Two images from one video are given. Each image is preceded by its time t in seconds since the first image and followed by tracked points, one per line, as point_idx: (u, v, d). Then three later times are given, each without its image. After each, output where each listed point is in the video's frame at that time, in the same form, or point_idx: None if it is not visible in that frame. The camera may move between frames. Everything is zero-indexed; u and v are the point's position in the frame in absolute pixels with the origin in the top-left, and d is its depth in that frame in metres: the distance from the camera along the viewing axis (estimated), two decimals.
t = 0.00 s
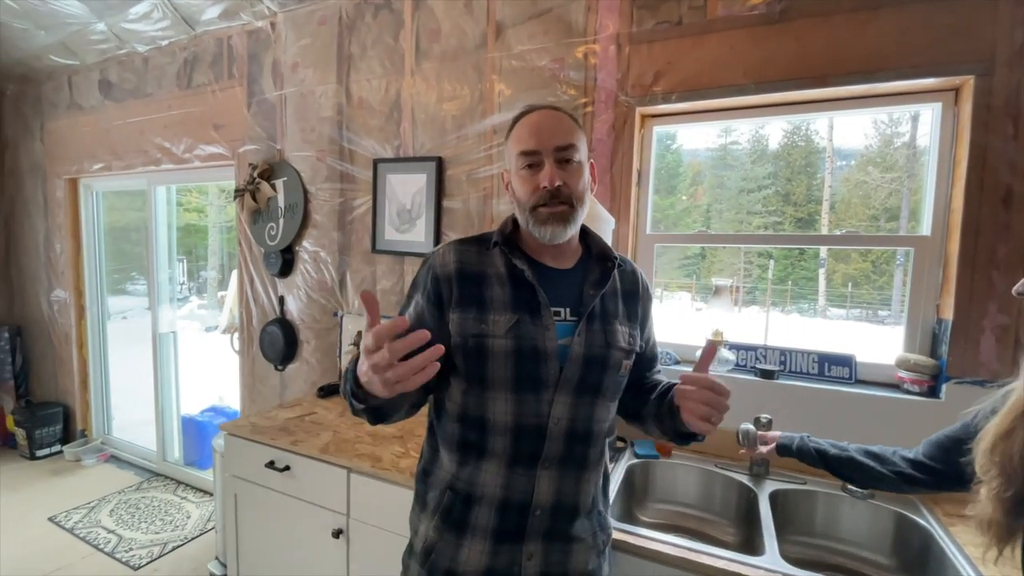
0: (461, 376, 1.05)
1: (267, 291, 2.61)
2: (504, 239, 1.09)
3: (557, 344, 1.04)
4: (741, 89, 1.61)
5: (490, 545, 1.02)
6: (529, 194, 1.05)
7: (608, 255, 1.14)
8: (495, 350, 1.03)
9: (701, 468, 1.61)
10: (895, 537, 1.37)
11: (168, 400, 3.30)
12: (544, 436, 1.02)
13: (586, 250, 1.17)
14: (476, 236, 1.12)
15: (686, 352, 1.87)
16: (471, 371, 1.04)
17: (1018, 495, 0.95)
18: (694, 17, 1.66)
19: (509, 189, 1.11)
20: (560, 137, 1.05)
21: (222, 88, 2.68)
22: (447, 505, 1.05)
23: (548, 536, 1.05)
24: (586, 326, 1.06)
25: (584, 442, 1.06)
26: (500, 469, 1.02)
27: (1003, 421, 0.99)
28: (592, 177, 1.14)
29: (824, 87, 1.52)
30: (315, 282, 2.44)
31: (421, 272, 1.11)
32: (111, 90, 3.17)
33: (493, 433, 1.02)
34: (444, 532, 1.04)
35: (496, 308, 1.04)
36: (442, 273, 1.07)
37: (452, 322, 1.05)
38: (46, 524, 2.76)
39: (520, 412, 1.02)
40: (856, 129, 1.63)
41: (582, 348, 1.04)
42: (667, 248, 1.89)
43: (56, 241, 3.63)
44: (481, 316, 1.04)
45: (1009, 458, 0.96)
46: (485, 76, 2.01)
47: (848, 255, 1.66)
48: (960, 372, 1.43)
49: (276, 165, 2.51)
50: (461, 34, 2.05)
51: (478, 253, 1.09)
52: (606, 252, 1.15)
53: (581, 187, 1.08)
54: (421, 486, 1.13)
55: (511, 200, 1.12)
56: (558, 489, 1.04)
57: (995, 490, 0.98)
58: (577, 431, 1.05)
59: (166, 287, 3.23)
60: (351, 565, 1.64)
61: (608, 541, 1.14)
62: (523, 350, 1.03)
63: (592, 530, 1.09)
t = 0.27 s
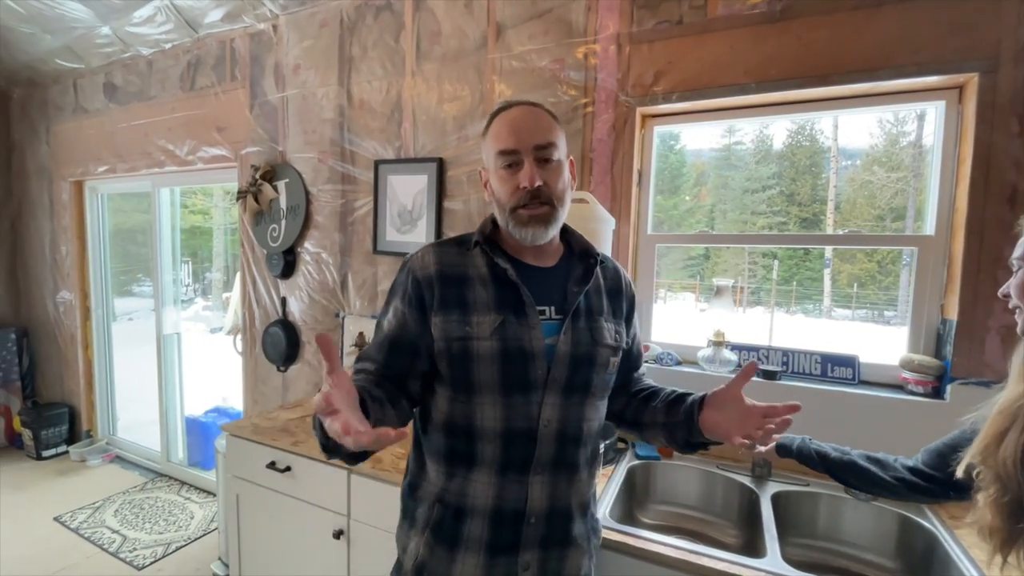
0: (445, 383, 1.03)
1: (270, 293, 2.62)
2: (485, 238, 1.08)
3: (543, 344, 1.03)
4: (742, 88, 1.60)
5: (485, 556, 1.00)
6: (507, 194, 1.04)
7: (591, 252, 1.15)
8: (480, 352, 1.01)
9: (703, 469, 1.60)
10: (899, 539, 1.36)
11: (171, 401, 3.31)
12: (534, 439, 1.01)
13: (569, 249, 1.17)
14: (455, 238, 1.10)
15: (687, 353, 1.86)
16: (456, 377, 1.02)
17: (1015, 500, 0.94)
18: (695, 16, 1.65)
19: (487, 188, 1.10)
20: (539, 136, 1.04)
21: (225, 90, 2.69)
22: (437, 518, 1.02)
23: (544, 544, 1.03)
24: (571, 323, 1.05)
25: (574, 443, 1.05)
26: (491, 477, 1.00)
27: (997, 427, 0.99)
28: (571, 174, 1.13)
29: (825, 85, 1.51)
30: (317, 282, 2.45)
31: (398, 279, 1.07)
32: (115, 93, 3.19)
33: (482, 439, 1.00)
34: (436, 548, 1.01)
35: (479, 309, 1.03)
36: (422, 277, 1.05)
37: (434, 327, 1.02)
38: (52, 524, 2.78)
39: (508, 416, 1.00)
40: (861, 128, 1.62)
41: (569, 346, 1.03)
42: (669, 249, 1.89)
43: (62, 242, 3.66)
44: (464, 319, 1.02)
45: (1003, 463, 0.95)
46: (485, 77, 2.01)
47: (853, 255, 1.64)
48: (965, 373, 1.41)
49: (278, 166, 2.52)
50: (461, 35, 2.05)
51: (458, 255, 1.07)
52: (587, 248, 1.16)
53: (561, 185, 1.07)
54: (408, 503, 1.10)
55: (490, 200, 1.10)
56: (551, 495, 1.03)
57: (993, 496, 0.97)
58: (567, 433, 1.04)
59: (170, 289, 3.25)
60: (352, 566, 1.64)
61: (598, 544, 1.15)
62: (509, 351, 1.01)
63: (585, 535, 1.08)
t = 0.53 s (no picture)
0: (418, 389, 1.02)
1: (271, 294, 2.62)
2: (455, 239, 1.09)
3: (518, 346, 1.02)
4: (743, 89, 1.60)
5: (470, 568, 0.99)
6: (478, 191, 1.04)
7: (566, 252, 1.15)
8: (452, 356, 1.00)
9: (704, 470, 1.60)
10: (901, 540, 1.35)
11: (173, 403, 3.32)
12: (511, 445, 1.00)
13: (544, 249, 1.17)
14: (425, 240, 1.11)
15: (688, 354, 1.86)
16: (428, 382, 1.01)
17: (999, 497, 1.05)
18: (694, 16, 1.65)
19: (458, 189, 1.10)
20: (505, 129, 1.05)
21: (227, 92, 2.70)
22: (415, 535, 1.01)
23: (528, 558, 1.02)
24: (547, 324, 1.05)
25: (554, 450, 1.04)
26: (468, 487, 0.99)
27: (982, 425, 1.08)
28: (541, 170, 1.14)
29: (825, 85, 1.51)
30: (319, 284, 2.45)
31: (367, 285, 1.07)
32: (118, 96, 3.21)
33: (458, 449, 0.99)
34: (413, 568, 1.00)
35: (450, 313, 1.02)
36: (391, 281, 1.04)
37: (404, 331, 1.02)
38: (55, 525, 2.79)
39: (484, 422, 0.99)
40: (862, 128, 1.62)
41: (544, 348, 1.03)
42: (668, 250, 1.89)
43: (65, 245, 3.67)
44: (434, 323, 1.02)
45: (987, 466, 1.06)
46: (485, 79, 2.01)
47: (856, 255, 1.64)
48: (967, 373, 1.41)
49: (279, 168, 2.53)
50: (461, 37, 2.06)
51: (427, 258, 1.07)
52: (562, 249, 1.16)
53: (531, 180, 1.07)
54: (385, 518, 1.08)
55: (462, 202, 1.10)
56: (532, 505, 1.02)
57: (976, 491, 1.09)
58: (547, 439, 1.03)
59: (172, 291, 3.26)
60: (352, 567, 1.64)
61: (585, 554, 1.14)
62: (482, 353, 1.01)
63: (571, 546, 1.08)
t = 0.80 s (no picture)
0: (383, 396, 1.02)
1: (271, 295, 2.63)
2: (420, 240, 1.08)
3: (484, 351, 1.02)
4: (741, 89, 1.60)
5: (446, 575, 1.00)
6: (449, 190, 1.04)
7: (539, 252, 1.14)
8: (415, 362, 1.00)
9: (703, 471, 1.60)
10: (901, 540, 1.35)
11: (174, 405, 3.32)
12: (477, 454, 1.00)
13: (518, 249, 1.16)
14: (392, 242, 1.10)
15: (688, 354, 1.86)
16: (392, 388, 1.01)
17: (975, 491, 1.10)
18: (693, 17, 1.66)
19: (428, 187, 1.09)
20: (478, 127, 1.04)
21: (227, 94, 2.70)
22: (381, 548, 1.01)
23: (498, 568, 1.02)
24: (515, 328, 1.05)
25: (524, 457, 1.04)
26: (433, 497, 0.99)
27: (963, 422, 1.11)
28: (514, 171, 1.14)
29: (823, 85, 1.51)
30: (318, 285, 2.45)
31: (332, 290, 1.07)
32: (118, 98, 3.21)
33: (423, 459, 0.99)
34: None
35: (414, 317, 1.02)
36: (355, 285, 1.04)
37: (367, 336, 1.02)
38: (55, 527, 2.79)
39: (448, 430, 0.99)
40: (862, 128, 1.62)
41: (511, 352, 1.03)
42: (671, 249, 1.89)
43: (65, 246, 3.68)
44: (397, 328, 1.01)
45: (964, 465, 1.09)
46: (485, 79, 2.02)
47: (857, 255, 1.64)
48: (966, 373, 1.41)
49: (279, 170, 2.53)
50: (461, 38, 2.06)
51: (392, 261, 1.07)
52: (536, 249, 1.14)
53: (503, 182, 1.07)
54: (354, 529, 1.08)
55: (432, 200, 1.10)
56: (501, 516, 1.02)
57: (955, 487, 1.13)
58: (516, 447, 1.03)
59: (173, 292, 3.26)
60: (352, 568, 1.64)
61: (563, 566, 1.13)
62: (446, 358, 1.00)
63: (545, 557, 1.07)
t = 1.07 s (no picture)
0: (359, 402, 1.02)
1: (271, 296, 2.63)
2: (391, 243, 1.07)
3: (458, 355, 1.03)
4: (740, 89, 1.61)
5: None
6: (451, 187, 1.01)
7: (516, 251, 1.13)
8: (387, 367, 1.00)
9: (702, 471, 1.60)
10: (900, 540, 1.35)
11: (173, 406, 3.32)
12: (453, 460, 1.01)
13: (497, 247, 1.16)
14: (364, 245, 1.10)
15: (688, 354, 1.87)
16: (366, 395, 1.01)
17: (950, 481, 1.07)
18: (692, 17, 1.66)
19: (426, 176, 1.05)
20: (491, 130, 1.04)
21: (226, 94, 2.70)
22: (359, 555, 1.01)
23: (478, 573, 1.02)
24: (491, 330, 1.05)
25: (503, 462, 1.04)
26: (410, 504, 0.99)
27: (944, 414, 1.09)
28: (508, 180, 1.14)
29: (821, 86, 1.51)
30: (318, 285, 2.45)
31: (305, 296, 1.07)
32: (117, 98, 3.21)
33: (399, 465, 0.99)
34: None
35: (387, 321, 1.02)
36: (326, 289, 1.04)
37: (339, 340, 1.01)
38: (54, 527, 2.79)
39: (423, 436, 0.99)
40: (862, 129, 1.62)
41: (486, 355, 1.03)
42: (674, 249, 1.88)
43: (64, 247, 3.67)
44: (370, 333, 1.02)
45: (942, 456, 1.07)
46: (484, 80, 2.02)
47: (856, 256, 1.64)
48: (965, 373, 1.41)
49: (279, 170, 2.53)
50: (460, 39, 2.06)
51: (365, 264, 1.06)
52: (513, 247, 1.14)
53: (501, 190, 1.07)
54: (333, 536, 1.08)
55: (426, 190, 1.06)
56: (480, 521, 1.02)
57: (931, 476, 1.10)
58: (493, 451, 1.03)
59: (172, 293, 3.26)
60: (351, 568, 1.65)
61: (546, 569, 1.13)
62: (419, 363, 1.01)
63: (528, 561, 1.07)
